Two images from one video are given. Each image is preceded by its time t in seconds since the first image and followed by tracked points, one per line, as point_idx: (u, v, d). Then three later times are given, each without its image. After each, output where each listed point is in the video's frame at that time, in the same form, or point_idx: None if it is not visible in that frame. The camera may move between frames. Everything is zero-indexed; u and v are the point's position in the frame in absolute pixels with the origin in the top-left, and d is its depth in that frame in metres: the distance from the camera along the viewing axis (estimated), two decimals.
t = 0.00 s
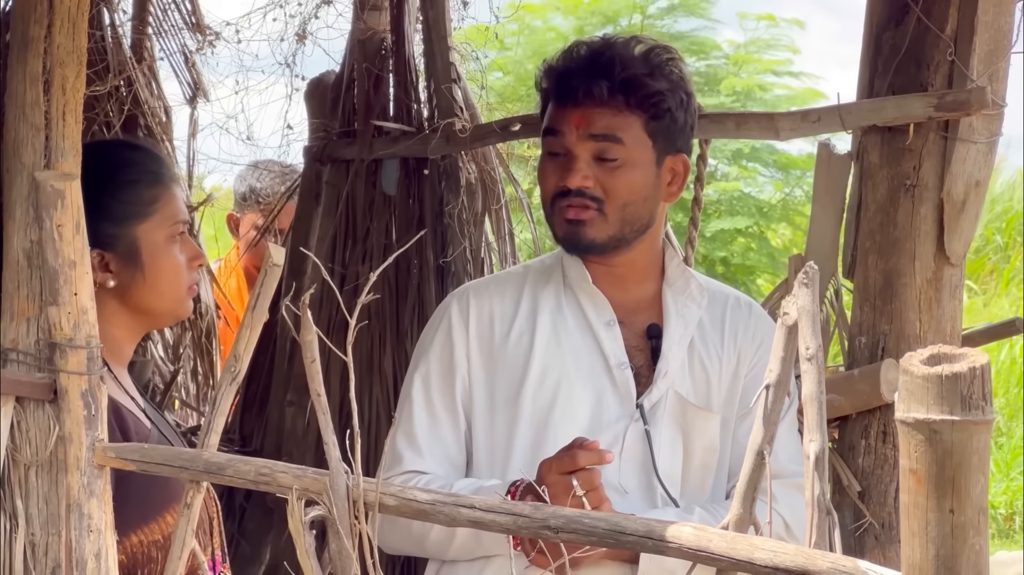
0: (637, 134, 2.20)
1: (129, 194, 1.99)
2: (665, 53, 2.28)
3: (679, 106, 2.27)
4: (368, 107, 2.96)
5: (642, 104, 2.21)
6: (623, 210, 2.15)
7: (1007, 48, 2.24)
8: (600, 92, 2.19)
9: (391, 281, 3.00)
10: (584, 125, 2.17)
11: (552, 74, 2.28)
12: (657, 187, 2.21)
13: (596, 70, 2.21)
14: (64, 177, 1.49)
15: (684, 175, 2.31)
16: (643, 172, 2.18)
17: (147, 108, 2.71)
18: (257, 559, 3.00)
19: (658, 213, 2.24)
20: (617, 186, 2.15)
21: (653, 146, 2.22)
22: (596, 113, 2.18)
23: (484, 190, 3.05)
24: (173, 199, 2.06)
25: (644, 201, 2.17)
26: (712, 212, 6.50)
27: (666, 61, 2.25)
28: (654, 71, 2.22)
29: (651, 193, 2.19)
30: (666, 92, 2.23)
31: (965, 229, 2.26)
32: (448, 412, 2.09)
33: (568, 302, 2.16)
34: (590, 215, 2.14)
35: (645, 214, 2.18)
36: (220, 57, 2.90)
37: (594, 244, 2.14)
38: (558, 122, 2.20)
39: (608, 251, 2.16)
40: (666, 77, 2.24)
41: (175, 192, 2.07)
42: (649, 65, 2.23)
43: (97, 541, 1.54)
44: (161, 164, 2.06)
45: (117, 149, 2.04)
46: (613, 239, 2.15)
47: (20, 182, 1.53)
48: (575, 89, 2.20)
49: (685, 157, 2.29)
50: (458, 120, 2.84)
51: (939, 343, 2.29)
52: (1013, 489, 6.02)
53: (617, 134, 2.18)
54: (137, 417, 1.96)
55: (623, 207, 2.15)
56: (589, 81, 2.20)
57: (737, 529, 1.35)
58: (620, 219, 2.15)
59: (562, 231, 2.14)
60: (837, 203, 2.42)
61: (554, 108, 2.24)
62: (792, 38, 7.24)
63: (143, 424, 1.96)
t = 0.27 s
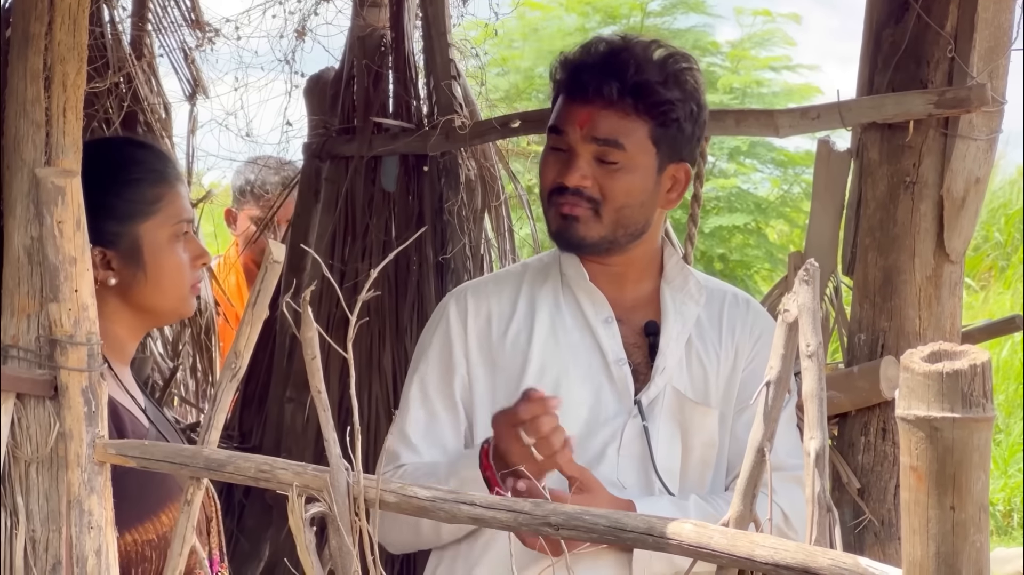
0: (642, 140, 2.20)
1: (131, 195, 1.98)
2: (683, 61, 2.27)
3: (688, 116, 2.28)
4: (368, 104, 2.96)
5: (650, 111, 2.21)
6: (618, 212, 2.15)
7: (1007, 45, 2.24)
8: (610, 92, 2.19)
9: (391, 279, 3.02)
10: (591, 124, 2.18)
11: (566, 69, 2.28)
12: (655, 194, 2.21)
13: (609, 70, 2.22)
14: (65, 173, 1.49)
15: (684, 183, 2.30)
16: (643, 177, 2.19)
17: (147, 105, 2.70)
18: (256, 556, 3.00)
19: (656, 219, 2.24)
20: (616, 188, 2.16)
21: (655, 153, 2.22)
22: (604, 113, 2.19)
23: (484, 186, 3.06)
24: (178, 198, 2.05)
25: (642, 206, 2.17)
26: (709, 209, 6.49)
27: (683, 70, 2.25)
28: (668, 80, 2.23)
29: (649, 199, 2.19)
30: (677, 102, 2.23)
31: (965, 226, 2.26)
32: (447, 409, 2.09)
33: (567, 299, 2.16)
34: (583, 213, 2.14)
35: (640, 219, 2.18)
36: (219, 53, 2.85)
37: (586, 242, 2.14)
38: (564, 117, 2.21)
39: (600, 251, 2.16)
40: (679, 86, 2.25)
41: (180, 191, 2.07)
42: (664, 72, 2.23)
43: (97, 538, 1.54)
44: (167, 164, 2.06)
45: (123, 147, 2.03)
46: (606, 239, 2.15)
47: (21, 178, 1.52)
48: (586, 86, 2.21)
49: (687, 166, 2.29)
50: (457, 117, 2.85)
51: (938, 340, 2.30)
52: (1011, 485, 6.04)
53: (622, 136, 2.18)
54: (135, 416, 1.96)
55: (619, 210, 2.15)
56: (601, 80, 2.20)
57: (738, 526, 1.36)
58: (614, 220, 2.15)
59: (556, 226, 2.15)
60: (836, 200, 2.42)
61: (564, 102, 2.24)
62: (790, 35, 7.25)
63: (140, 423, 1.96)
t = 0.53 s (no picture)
0: (630, 121, 2.20)
1: (134, 200, 1.97)
2: (667, 46, 2.28)
3: (676, 95, 2.27)
4: (367, 101, 2.96)
5: (636, 91, 2.22)
6: (616, 194, 2.15)
7: (1006, 42, 2.24)
8: (594, 76, 2.21)
9: (390, 275, 3.02)
10: (577, 112, 2.19)
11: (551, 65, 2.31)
12: (651, 175, 2.21)
13: (590, 55, 2.24)
14: (64, 169, 1.49)
15: (681, 166, 2.28)
16: (637, 159, 2.19)
17: (146, 101, 2.69)
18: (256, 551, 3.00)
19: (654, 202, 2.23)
20: (609, 170, 2.16)
21: (647, 134, 2.22)
22: (590, 100, 2.20)
23: (483, 182, 3.06)
24: (184, 200, 2.05)
25: (637, 187, 2.17)
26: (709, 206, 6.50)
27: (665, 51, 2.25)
28: (651, 58, 2.23)
29: (645, 179, 2.19)
30: (662, 80, 2.23)
31: (964, 223, 2.26)
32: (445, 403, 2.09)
33: (566, 295, 2.17)
34: (581, 199, 2.15)
35: (638, 200, 2.18)
36: (218, 50, 2.84)
37: (586, 227, 2.14)
38: (552, 110, 2.24)
39: (602, 235, 2.16)
40: (663, 66, 2.25)
41: (188, 194, 2.06)
42: (646, 52, 2.24)
43: (97, 534, 1.54)
44: (174, 168, 2.05)
45: (130, 146, 2.03)
46: (606, 223, 2.15)
47: (20, 175, 1.52)
48: (569, 76, 2.23)
49: (682, 149, 2.27)
50: (457, 113, 2.85)
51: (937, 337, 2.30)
52: (1010, 482, 6.05)
53: (609, 120, 2.19)
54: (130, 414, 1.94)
55: (615, 192, 2.15)
56: (583, 66, 2.22)
57: (737, 522, 1.36)
58: (612, 203, 2.15)
59: (555, 215, 2.16)
60: (836, 196, 2.42)
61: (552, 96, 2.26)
62: (790, 32, 7.25)
63: (135, 421, 1.95)
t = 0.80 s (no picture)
0: (607, 119, 2.23)
1: (129, 203, 1.95)
2: (652, 45, 2.33)
3: (656, 92, 2.29)
4: (365, 96, 2.94)
5: (611, 88, 2.25)
6: (593, 192, 2.18)
7: (1005, 37, 2.23)
8: (565, 76, 2.27)
9: (387, 271, 3.00)
10: (553, 112, 2.24)
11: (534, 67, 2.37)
12: (632, 172, 2.22)
13: (566, 56, 2.29)
14: (61, 164, 1.48)
15: (667, 164, 2.29)
16: (614, 156, 2.21)
17: (144, 97, 2.69)
18: (254, 547, 3.00)
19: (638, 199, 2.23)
20: (586, 168, 2.19)
21: (624, 132, 2.24)
22: (565, 99, 2.24)
23: (481, 178, 3.05)
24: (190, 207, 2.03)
25: (615, 183, 2.19)
26: (709, 202, 6.50)
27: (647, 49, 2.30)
28: (628, 56, 2.27)
29: (624, 176, 2.21)
30: (639, 76, 2.26)
31: (962, 218, 2.26)
32: (442, 402, 2.09)
33: (561, 291, 2.16)
34: (560, 197, 2.18)
35: (617, 197, 2.19)
36: (216, 46, 2.88)
37: (566, 225, 2.17)
38: (533, 111, 2.29)
39: (584, 233, 2.18)
40: (642, 63, 2.28)
41: (192, 197, 2.05)
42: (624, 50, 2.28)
43: (94, 529, 1.53)
44: (179, 172, 2.03)
45: (133, 146, 2.02)
46: (587, 220, 2.17)
47: (17, 170, 1.52)
48: (547, 78, 2.28)
49: (666, 145, 2.29)
50: (455, 108, 2.85)
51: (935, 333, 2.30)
52: (1007, 479, 6.06)
53: (585, 119, 2.23)
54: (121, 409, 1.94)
55: (593, 189, 2.18)
56: (558, 67, 2.28)
57: (734, 517, 1.36)
58: (590, 201, 2.17)
59: (537, 216, 2.20)
60: (834, 192, 2.42)
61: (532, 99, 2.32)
62: (790, 28, 7.25)
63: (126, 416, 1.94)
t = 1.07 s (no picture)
0: (613, 118, 2.22)
1: (128, 202, 1.92)
2: (649, 39, 2.31)
3: (658, 89, 2.28)
4: (364, 93, 2.96)
5: (617, 86, 2.23)
6: (602, 193, 2.17)
7: (1003, 34, 2.23)
8: (573, 75, 2.23)
9: (387, 267, 3.02)
10: (559, 113, 2.21)
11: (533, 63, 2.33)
12: (638, 170, 2.22)
13: (570, 55, 2.25)
14: (61, 160, 1.49)
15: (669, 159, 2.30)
16: (621, 156, 2.20)
17: (144, 92, 2.69)
18: (253, 543, 3.00)
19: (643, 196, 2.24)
20: (595, 169, 2.17)
21: (630, 130, 2.23)
22: (571, 99, 2.21)
23: (480, 174, 3.04)
24: (189, 203, 2.00)
25: (623, 184, 2.18)
26: (709, 198, 6.49)
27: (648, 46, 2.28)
28: (630, 54, 2.25)
29: (631, 175, 2.20)
30: (643, 74, 2.25)
31: (961, 214, 2.26)
32: (441, 399, 2.09)
33: (560, 288, 2.16)
34: (569, 199, 2.16)
35: (626, 197, 2.19)
36: (215, 42, 2.82)
37: (576, 227, 2.16)
38: (535, 111, 2.25)
39: (592, 234, 2.18)
40: (643, 59, 2.26)
41: (195, 199, 2.02)
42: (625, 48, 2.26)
43: (94, 525, 1.54)
44: (182, 174, 2.00)
45: (137, 142, 2.01)
46: (596, 222, 2.17)
47: (16, 166, 1.51)
48: (551, 77, 2.24)
49: (669, 141, 2.30)
50: (454, 105, 2.85)
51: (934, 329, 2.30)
52: (1006, 475, 6.06)
53: (592, 119, 2.21)
54: (115, 404, 1.93)
55: (602, 190, 2.17)
56: (563, 67, 2.24)
57: (733, 513, 1.37)
58: (600, 202, 2.17)
59: (545, 217, 2.18)
60: (832, 188, 2.43)
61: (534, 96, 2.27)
62: (789, 25, 7.25)
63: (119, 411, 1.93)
